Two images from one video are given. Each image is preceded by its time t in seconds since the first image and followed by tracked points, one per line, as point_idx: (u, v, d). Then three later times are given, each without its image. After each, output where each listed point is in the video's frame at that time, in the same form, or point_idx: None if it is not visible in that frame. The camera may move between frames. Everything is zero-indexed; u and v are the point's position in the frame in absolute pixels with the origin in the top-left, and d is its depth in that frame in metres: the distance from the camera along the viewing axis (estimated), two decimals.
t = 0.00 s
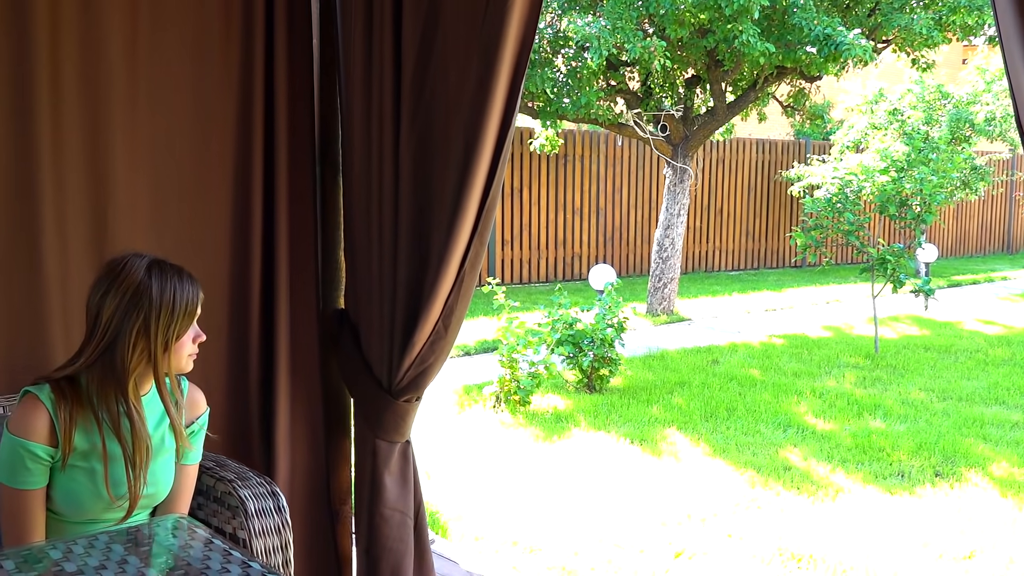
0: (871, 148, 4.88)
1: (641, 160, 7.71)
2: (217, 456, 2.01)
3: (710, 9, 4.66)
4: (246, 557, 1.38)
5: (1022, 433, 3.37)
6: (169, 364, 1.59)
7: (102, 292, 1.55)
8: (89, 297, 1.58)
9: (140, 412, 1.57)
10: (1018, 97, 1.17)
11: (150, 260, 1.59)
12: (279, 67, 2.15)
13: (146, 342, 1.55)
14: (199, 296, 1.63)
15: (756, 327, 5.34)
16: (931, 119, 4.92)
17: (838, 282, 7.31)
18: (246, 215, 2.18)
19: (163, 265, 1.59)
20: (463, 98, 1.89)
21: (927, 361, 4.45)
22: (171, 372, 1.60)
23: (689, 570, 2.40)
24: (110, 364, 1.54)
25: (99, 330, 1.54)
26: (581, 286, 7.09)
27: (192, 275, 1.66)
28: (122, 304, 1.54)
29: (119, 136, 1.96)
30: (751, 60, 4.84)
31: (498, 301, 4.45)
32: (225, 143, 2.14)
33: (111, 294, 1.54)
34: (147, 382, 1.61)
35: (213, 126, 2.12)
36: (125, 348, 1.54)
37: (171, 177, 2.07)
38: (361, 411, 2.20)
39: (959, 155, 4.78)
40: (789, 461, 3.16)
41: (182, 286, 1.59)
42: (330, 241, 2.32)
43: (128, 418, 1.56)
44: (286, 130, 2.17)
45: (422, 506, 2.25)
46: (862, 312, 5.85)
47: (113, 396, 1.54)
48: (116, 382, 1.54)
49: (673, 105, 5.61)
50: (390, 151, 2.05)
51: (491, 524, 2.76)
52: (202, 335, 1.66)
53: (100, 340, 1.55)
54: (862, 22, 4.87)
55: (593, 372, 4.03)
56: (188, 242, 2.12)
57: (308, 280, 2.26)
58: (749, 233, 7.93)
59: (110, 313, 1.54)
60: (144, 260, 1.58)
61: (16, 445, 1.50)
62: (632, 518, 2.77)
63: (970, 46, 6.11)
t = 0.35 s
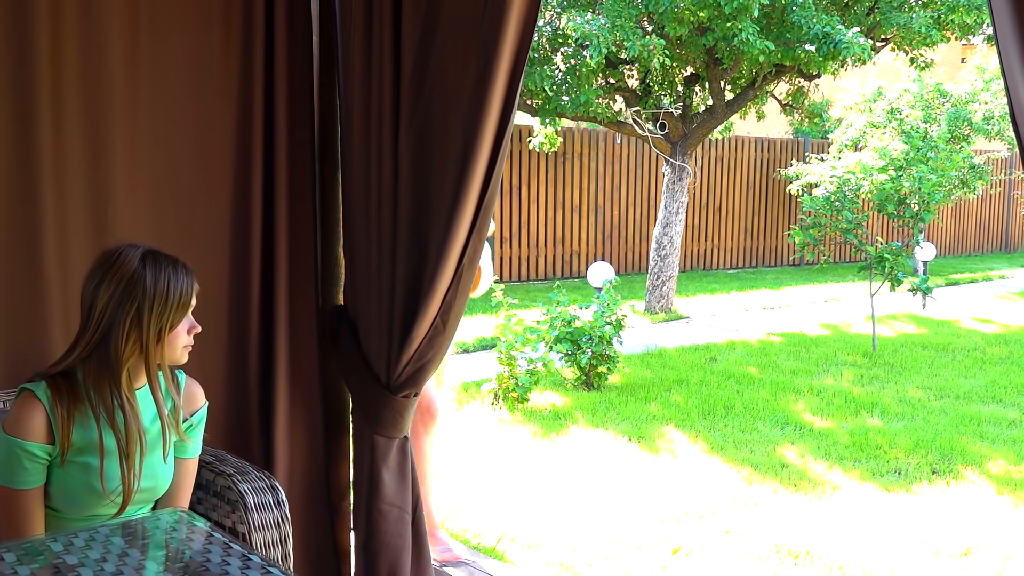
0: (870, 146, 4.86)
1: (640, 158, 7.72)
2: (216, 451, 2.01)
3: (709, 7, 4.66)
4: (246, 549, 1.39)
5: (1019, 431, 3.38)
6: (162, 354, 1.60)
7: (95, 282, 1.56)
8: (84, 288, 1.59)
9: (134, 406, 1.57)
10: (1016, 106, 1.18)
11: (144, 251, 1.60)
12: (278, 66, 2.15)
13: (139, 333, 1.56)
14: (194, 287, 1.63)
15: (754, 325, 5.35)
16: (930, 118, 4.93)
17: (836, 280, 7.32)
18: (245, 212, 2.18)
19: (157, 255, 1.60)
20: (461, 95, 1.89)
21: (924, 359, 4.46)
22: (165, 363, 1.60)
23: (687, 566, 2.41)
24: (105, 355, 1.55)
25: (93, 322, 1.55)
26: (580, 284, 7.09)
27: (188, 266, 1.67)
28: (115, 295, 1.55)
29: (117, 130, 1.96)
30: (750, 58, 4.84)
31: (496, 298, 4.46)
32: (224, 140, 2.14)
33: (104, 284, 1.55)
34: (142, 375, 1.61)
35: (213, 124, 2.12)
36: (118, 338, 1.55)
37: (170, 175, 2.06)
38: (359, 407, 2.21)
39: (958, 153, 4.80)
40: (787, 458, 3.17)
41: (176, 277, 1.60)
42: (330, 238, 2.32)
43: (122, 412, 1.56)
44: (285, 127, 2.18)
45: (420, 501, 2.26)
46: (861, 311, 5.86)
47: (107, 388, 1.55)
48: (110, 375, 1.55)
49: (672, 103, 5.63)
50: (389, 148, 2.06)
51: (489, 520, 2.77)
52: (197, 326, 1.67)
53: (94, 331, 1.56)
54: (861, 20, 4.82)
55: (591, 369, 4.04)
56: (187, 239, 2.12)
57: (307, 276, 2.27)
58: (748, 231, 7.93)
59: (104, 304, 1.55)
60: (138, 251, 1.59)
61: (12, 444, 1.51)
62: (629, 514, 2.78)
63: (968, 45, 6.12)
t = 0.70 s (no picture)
0: (860, 145, 4.90)
1: (631, 157, 7.72)
2: (204, 450, 1.98)
3: (700, 7, 4.65)
4: (234, 548, 1.37)
5: (1005, 430, 3.40)
6: (137, 349, 1.58)
7: (70, 276, 1.56)
8: (60, 284, 1.59)
9: (113, 400, 1.57)
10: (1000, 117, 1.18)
11: (118, 245, 1.59)
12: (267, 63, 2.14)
13: (112, 328, 1.55)
14: (169, 281, 1.62)
15: (743, 324, 5.36)
16: (920, 117, 4.90)
17: (826, 279, 7.34)
18: (234, 211, 2.17)
19: (131, 250, 1.60)
20: (449, 93, 1.88)
21: (913, 358, 4.48)
22: (140, 359, 1.60)
23: (675, 565, 2.40)
24: (81, 351, 1.55)
25: (68, 317, 1.55)
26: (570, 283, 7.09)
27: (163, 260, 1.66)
28: (89, 289, 1.55)
29: (107, 126, 1.93)
30: (741, 58, 4.84)
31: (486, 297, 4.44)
32: (214, 140, 2.13)
33: (78, 278, 1.55)
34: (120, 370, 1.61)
35: (202, 120, 2.10)
36: (93, 334, 1.54)
37: (160, 175, 2.05)
38: (347, 406, 2.20)
39: (947, 153, 4.80)
40: (774, 457, 3.17)
41: (150, 271, 1.59)
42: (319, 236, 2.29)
43: (101, 407, 1.56)
44: (274, 126, 2.17)
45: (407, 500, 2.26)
46: (850, 310, 5.88)
47: (85, 384, 1.55)
48: (87, 372, 1.55)
49: (663, 102, 5.59)
50: (377, 146, 2.05)
51: (477, 518, 2.76)
52: (174, 319, 1.65)
53: (70, 327, 1.56)
54: (852, 20, 4.85)
55: (581, 368, 4.04)
56: (176, 239, 2.11)
57: (296, 274, 2.26)
58: (738, 230, 7.95)
59: (78, 299, 1.55)
60: (112, 246, 1.59)
61: None
62: (618, 512, 2.77)
63: (959, 46, 6.13)
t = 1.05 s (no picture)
0: (816, 148, 5.01)
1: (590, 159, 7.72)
2: (153, 456, 1.90)
3: (657, 10, 4.66)
4: (181, 560, 1.32)
5: (955, 430, 3.45)
6: (76, 353, 1.52)
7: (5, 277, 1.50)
8: None
9: (51, 403, 1.49)
10: (953, 152, 1.20)
11: (54, 245, 1.54)
12: (220, 60, 2.07)
13: (49, 330, 1.49)
14: (107, 281, 1.56)
15: (700, 325, 5.39)
16: (874, 120, 4.84)
17: (782, 280, 7.42)
18: (187, 218, 2.12)
19: (67, 250, 1.54)
20: (403, 95, 1.84)
21: (866, 359, 4.53)
22: (80, 361, 1.53)
23: (630, 567, 2.39)
24: (15, 355, 1.48)
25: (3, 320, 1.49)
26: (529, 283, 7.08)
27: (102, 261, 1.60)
28: (25, 290, 1.49)
29: (56, 158, 1.96)
30: (698, 62, 4.84)
31: (443, 298, 4.40)
32: (170, 145, 2.09)
33: (14, 278, 1.49)
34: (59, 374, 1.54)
35: (158, 119, 2.07)
36: (27, 337, 1.48)
37: (111, 175, 2.03)
38: (300, 411, 2.14)
39: (901, 156, 4.87)
40: (729, 458, 3.18)
41: (87, 271, 1.53)
42: (274, 236, 2.22)
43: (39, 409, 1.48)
44: (228, 126, 2.10)
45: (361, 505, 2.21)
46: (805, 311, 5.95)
47: (20, 388, 1.48)
48: (22, 376, 1.48)
49: (621, 104, 5.60)
50: (332, 150, 2.00)
51: (433, 522, 2.72)
52: (115, 321, 1.59)
53: (5, 331, 1.49)
54: (807, 25, 4.91)
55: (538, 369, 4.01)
56: (128, 240, 2.08)
57: (251, 278, 2.19)
58: (696, 232, 8.00)
59: (14, 301, 1.49)
60: (47, 246, 1.53)
61: None
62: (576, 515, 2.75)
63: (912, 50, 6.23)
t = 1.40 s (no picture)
0: (749, 153, 5.08)
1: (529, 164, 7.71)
2: (79, 473, 1.82)
3: (594, 15, 4.66)
4: None
5: (885, 432, 3.52)
6: None
7: None
8: None
9: None
10: (878, 161, 1.34)
11: None
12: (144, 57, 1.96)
13: None
14: (11, 291, 1.54)
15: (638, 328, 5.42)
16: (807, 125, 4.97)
17: (718, 284, 7.54)
18: (113, 225, 2.01)
19: None
20: (337, 99, 1.79)
21: (799, 361, 4.62)
22: None
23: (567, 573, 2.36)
24: None
25: None
26: (468, 287, 7.04)
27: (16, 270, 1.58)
28: None
29: None
30: (634, 67, 4.84)
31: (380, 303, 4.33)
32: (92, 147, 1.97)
33: None
34: None
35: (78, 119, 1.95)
36: None
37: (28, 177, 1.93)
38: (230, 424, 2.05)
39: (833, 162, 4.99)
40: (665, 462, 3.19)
41: None
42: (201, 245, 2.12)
43: None
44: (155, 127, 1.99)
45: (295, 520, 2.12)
46: (740, 314, 6.04)
47: None
48: None
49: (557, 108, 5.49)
50: (264, 152, 1.90)
51: (369, 530, 2.66)
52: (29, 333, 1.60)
53: None
54: (741, 33, 4.96)
55: (476, 374, 3.98)
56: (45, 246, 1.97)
57: (179, 288, 2.07)
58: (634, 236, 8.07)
59: None
60: None
61: None
62: (515, 521, 2.72)
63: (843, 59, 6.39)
